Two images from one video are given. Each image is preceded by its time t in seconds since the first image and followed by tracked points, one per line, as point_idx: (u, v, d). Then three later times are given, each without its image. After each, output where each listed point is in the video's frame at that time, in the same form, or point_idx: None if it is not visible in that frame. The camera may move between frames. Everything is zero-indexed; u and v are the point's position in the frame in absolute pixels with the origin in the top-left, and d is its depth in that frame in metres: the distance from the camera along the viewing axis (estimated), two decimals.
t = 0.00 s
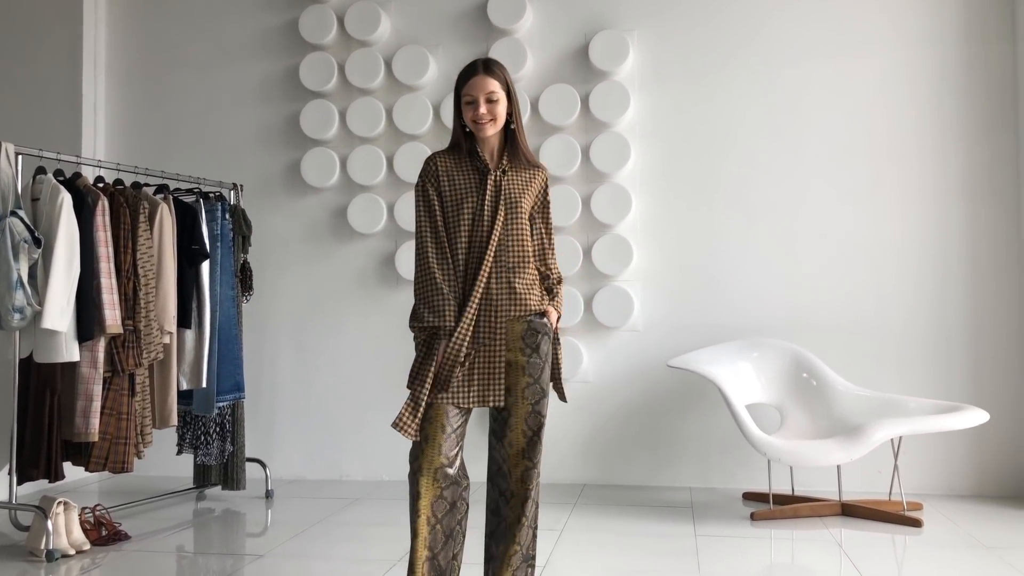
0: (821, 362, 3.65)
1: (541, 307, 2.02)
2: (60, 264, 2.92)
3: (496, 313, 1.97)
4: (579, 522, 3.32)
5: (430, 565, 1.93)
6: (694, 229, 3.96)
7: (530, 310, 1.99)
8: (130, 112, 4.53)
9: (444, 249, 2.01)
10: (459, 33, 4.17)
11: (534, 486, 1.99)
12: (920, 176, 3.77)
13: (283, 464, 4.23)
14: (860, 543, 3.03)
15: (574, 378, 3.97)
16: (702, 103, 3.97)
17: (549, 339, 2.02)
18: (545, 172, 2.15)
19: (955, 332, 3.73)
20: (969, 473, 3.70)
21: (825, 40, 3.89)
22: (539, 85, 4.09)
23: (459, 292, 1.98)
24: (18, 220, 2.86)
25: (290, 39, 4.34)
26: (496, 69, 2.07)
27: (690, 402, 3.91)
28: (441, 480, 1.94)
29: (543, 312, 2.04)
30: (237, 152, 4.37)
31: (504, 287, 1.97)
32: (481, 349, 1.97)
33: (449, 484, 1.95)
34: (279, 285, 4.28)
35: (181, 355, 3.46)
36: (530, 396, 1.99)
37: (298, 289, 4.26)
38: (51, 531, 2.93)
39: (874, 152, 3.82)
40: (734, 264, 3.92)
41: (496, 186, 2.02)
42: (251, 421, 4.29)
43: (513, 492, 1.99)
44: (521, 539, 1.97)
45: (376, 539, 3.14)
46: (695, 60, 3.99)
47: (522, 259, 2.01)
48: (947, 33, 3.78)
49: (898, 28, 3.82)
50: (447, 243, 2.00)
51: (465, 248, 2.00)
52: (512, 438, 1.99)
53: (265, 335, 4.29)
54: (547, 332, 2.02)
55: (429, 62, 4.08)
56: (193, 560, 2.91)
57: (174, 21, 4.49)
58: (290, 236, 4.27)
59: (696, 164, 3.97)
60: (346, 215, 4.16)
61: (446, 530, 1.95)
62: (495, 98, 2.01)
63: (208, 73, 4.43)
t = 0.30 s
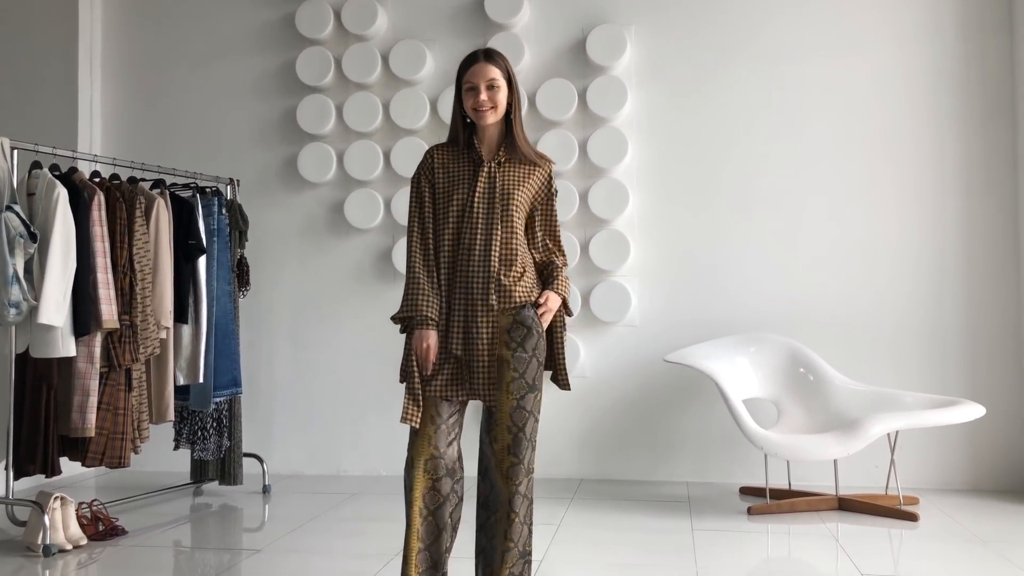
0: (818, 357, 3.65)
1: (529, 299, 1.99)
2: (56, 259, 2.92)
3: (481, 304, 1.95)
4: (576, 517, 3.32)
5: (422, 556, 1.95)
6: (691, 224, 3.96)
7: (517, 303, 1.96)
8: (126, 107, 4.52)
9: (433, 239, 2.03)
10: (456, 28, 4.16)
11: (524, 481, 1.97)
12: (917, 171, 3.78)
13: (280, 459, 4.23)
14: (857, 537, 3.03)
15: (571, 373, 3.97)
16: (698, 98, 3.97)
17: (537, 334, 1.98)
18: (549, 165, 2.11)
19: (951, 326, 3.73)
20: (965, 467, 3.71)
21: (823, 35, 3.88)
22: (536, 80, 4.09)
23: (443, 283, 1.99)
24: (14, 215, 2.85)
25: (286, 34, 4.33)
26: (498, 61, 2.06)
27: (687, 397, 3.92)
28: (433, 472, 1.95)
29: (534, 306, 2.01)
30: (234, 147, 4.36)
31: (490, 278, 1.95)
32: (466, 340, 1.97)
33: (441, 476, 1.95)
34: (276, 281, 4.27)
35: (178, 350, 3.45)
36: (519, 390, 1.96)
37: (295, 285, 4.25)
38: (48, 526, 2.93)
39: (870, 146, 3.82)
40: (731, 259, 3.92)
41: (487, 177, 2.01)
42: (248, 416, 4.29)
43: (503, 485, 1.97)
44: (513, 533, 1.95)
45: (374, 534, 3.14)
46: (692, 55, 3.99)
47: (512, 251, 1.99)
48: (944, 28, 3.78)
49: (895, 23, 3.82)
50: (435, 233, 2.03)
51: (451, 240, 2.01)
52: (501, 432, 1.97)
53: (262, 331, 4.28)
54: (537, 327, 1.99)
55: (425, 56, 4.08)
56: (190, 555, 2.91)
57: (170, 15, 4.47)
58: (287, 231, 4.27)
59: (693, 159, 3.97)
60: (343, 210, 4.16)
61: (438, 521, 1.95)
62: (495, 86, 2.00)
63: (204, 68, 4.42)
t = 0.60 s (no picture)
0: (816, 349, 3.65)
1: (498, 291, 1.95)
2: (53, 252, 2.91)
3: (453, 298, 1.98)
4: (574, 510, 3.33)
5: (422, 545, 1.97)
6: (690, 216, 3.96)
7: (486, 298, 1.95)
8: (123, 100, 4.50)
9: (428, 234, 2.14)
10: (453, 20, 4.15)
11: (512, 477, 1.96)
12: (914, 163, 3.77)
13: (279, 453, 4.23)
14: (854, 529, 3.04)
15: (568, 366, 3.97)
16: (696, 90, 3.96)
17: (506, 328, 1.96)
18: (546, 156, 2.04)
19: (949, 319, 3.74)
20: (962, 459, 3.72)
21: (821, 27, 3.87)
22: (533, 72, 4.08)
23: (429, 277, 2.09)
24: (11, 208, 2.84)
25: (283, 27, 4.32)
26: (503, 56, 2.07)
27: (685, 390, 3.92)
28: (426, 461, 1.98)
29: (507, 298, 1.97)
30: (231, 139, 4.35)
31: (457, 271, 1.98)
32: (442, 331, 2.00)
33: (435, 466, 1.97)
34: (274, 274, 4.27)
35: (176, 343, 3.45)
36: (492, 384, 1.96)
37: (293, 278, 4.25)
38: (46, 519, 2.92)
39: (868, 139, 3.82)
40: (729, 251, 3.92)
41: (471, 169, 2.03)
42: (246, 410, 4.29)
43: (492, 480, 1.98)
44: (507, 526, 1.96)
45: (373, 527, 3.14)
46: (690, 47, 3.98)
47: (486, 245, 1.96)
48: (942, 20, 3.77)
49: (893, 15, 3.82)
50: (433, 226, 2.13)
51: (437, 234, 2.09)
52: (484, 427, 1.98)
53: (260, 324, 4.28)
54: (510, 322, 1.96)
55: (423, 49, 4.07)
56: (189, 548, 2.91)
57: (166, 7, 4.46)
58: (284, 224, 4.26)
59: (691, 151, 3.96)
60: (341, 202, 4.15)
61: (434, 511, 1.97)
62: (495, 78, 2.01)
63: (201, 60, 4.41)
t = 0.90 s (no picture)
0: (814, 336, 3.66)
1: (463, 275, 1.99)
2: (51, 240, 2.90)
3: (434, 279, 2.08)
4: (573, 497, 3.34)
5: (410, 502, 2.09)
6: (688, 204, 3.95)
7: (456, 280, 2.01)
8: (119, 88, 4.49)
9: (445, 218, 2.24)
10: (451, 7, 4.13)
11: (489, 453, 1.96)
12: (914, 150, 3.77)
13: (278, 441, 4.24)
14: (851, 515, 3.05)
15: (567, 353, 3.97)
16: (695, 77, 3.95)
17: (476, 309, 1.99)
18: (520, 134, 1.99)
19: (947, 306, 3.74)
20: (960, 446, 3.73)
21: (821, 13, 3.86)
22: (532, 59, 4.06)
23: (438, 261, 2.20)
24: (8, 197, 2.83)
25: (280, 14, 4.30)
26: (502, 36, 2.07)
27: (684, 377, 3.93)
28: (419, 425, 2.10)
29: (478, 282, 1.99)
30: (229, 128, 4.34)
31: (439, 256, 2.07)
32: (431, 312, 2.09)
33: (424, 431, 2.09)
34: (273, 262, 4.26)
35: (175, 331, 3.45)
36: (465, 362, 1.99)
37: (291, 266, 4.25)
38: (47, 506, 2.93)
39: (867, 126, 3.81)
40: (728, 239, 3.92)
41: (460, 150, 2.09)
42: (246, 398, 4.29)
43: (470, 456, 1.98)
44: (483, 500, 1.96)
45: (373, 514, 3.15)
46: (689, 34, 3.96)
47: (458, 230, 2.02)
48: (942, 6, 3.75)
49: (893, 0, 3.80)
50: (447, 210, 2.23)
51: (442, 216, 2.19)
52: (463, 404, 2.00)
53: (259, 313, 4.28)
54: (480, 303, 1.98)
55: (421, 36, 4.05)
56: (189, 535, 2.92)
57: None
58: (283, 213, 4.26)
59: (690, 139, 3.95)
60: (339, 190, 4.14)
61: (422, 473, 2.08)
62: (486, 57, 2.01)
63: (198, 48, 4.39)
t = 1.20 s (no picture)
0: (813, 331, 3.66)
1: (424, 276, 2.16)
2: (50, 238, 2.90)
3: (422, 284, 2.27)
4: (572, 493, 3.34)
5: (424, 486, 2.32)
6: (687, 199, 3.95)
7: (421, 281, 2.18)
8: (117, 85, 4.49)
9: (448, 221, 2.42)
10: (450, 3, 4.13)
11: (481, 444, 2.05)
12: (911, 146, 3.77)
13: (278, 438, 4.25)
14: (850, 510, 3.06)
15: (566, 349, 3.97)
16: (693, 73, 3.95)
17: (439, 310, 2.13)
18: (478, 143, 2.10)
19: (945, 301, 3.75)
20: (958, 441, 3.74)
21: (819, 9, 3.86)
22: (530, 55, 4.06)
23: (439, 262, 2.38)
24: (7, 194, 2.83)
25: (278, 11, 4.29)
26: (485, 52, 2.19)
27: (683, 372, 3.94)
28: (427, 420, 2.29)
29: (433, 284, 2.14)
30: (227, 124, 4.34)
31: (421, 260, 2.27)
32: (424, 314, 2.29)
33: (429, 424, 2.29)
34: (271, 260, 4.27)
35: (174, 329, 3.45)
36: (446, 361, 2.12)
37: (290, 263, 4.25)
38: (46, 504, 2.94)
39: (865, 121, 3.82)
40: (727, 235, 3.92)
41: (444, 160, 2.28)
42: (245, 395, 4.30)
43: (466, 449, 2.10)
44: (484, 492, 2.05)
45: (372, 511, 3.16)
46: (688, 29, 3.96)
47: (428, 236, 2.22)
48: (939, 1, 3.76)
49: None
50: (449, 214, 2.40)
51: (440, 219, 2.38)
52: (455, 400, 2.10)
53: (258, 310, 4.28)
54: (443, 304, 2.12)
55: (419, 32, 4.05)
56: (189, 532, 2.92)
57: None
58: (281, 210, 4.26)
59: (688, 134, 3.95)
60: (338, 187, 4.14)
61: (433, 461, 2.30)
62: (458, 71, 2.13)
63: (196, 45, 4.39)
